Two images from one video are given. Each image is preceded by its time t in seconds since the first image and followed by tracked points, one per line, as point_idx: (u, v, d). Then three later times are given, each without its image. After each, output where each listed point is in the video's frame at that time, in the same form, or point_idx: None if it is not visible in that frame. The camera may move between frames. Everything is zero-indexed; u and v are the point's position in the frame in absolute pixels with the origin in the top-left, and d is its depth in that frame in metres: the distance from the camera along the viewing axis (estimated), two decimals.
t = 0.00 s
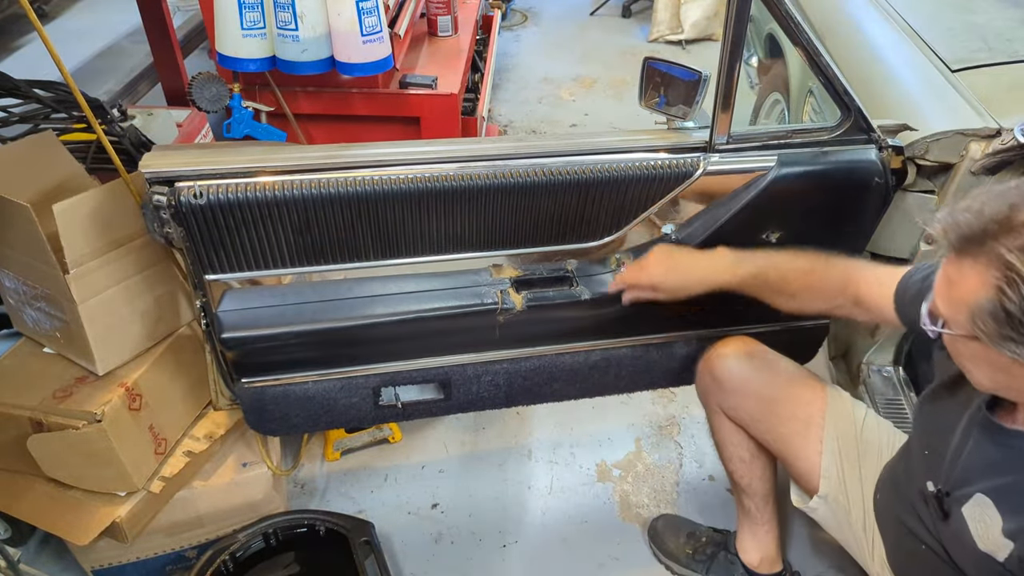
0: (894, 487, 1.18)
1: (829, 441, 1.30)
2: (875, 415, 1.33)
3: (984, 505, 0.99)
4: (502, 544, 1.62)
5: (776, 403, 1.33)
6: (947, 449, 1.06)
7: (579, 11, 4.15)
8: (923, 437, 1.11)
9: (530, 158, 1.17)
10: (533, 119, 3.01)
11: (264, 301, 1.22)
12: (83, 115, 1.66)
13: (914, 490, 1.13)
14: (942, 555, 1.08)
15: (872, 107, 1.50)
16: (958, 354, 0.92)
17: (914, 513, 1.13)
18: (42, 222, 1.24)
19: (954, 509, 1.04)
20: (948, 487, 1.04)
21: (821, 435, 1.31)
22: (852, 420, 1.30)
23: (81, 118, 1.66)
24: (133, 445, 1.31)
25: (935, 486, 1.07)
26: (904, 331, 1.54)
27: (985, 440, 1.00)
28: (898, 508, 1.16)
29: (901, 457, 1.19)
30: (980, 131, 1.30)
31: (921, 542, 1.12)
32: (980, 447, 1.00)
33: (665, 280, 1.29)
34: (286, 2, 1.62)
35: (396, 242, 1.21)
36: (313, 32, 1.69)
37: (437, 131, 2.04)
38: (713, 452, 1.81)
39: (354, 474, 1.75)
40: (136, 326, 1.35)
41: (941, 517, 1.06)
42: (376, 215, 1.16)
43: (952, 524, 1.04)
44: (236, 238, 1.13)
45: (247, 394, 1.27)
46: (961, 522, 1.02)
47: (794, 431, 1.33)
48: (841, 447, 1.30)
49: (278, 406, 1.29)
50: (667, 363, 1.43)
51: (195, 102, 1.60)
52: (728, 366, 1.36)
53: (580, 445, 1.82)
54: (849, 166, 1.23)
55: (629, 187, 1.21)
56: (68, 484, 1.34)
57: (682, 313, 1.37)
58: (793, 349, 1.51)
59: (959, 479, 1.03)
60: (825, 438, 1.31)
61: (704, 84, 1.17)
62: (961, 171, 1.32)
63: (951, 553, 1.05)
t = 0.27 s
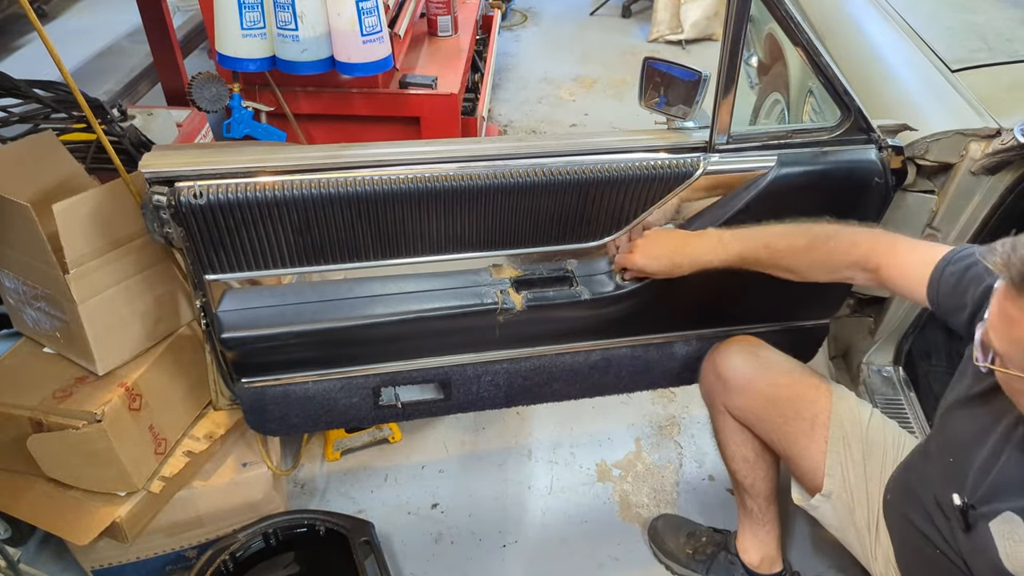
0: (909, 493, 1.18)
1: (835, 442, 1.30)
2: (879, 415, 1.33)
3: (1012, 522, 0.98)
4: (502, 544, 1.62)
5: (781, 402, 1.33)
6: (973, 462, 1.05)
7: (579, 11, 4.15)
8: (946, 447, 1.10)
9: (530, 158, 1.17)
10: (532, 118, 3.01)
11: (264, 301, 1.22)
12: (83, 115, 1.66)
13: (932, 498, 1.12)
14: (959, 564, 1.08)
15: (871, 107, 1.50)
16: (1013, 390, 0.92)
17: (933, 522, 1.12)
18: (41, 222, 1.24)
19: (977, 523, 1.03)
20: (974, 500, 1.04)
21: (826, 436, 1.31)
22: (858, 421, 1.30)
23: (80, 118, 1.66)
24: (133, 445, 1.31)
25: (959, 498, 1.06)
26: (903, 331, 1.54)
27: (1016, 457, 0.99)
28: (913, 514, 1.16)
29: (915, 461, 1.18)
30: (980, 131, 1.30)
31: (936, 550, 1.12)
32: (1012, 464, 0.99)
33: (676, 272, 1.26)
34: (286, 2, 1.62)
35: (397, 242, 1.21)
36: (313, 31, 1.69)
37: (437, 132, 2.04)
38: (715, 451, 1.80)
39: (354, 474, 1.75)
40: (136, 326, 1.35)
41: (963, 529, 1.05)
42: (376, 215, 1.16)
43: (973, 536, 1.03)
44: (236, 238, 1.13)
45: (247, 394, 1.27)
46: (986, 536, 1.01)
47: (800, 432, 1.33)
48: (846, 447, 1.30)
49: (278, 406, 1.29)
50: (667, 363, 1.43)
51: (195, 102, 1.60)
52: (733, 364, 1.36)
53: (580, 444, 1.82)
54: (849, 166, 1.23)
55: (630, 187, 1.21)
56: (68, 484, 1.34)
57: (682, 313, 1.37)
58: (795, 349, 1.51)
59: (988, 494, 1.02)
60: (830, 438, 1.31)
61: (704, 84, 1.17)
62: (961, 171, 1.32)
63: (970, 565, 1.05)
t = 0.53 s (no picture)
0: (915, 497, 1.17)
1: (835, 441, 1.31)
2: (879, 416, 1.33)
3: (1019, 530, 0.97)
4: (502, 544, 1.62)
5: (780, 402, 1.33)
6: (985, 468, 1.04)
7: (579, 11, 4.15)
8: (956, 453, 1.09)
9: (530, 158, 1.17)
10: (532, 118, 3.02)
11: (264, 301, 1.22)
12: (83, 115, 1.66)
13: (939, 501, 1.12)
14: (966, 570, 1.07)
15: (871, 106, 1.50)
16: None
17: (940, 527, 1.11)
18: (42, 222, 1.24)
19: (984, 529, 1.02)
20: (983, 507, 1.03)
21: (826, 436, 1.31)
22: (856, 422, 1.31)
23: (80, 118, 1.66)
24: (133, 444, 1.31)
25: (969, 506, 1.05)
26: (902, 330, 1.54)
27: None
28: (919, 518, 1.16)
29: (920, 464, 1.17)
30: (980, 131, 1.30)
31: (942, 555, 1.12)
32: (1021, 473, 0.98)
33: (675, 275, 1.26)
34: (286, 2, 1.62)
35: (397, 241, 1.21)
36: (313, 31, 1.70)
37: (437, 132, 2.04)
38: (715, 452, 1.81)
39: (354, 474, 1.75)
40: (136, 326, 1.35)
41: (970, 535, 1.05)
42: (376, 215, 1.16)
43: (981, 543, 1.03)
44: (236, 238, 1.14)
45: (247, 394, 1.27)
46: (992, 543, 1.01)
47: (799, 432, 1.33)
48: (845, 447, 1.30)
49: (278, 406, 1.29)
50: (667, 363, 1.43)
51: (195, 102, 1.60)
52: (733, 364, 1.36)
53: (579, 444, 1.82)
54: (849, 166, 1.24)
55: (630, 187, 1.21)
56: (68, 484, 1.34)
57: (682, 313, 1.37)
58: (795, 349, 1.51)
59: (998, 502, 1.01)
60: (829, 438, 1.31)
61: (704, 84, 1.17)
62: (961, 171, 1.32)
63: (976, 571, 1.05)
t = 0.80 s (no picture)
0: (909, 491, 1.17)
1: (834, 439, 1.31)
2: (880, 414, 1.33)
3: (1014, 525, 0.97)
4: (502, 544, 1.62)
5: (782, 399, 1.34)
6: (980, 463, 1.04)
7: (579, 11, 4.15)
8: (952, 448, 1.09)
9: (530, 158, 1.17)
10: (532, 119, 3.02)
11: (264, 301, 1.22)
12: (83, 115, 1.66)
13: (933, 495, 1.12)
14: (958, 563, 1.08)
15: (872, 106, 1.50)
16: None
17: (934, 521, 1.12)
18: (42, 222, 1.24)
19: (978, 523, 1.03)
20: (978, 501, 1.03)
21: (826, 433, 1.32)
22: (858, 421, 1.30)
23: (80, 118, 1.66)
24: (133, 445, 1.31)
25: (964, 500, 1.05)
26: (902, 330, 1.54)
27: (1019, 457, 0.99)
28: (914, 512, 1.16)
29: (917, 459, 1.17)
30: (980, 131, 1.30)
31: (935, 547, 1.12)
32: (1018, 468, 0.98)
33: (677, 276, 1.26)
34: (286, 2, 1.62)
35: (397, 241, 1.21)
36: (313, 31, 1.70)
37: (437, 132, 2.04)
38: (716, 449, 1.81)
39: (354, 473, 1.75)
40: (136, 326, 1.35)
41: (964, 529, 1.05)
42: (377, 216, 1.16)
43: (976, 537, 1.03)
44: (236, 238, 1.14)
45: (247, 394, 1.27)
46: (986, 538, 1.01)
47: (800, 431, 1.34)
48: (846, 445, 1.30)
49: (278, 406, 1.29)
50: (667, 363, 1.43)
51: (195, 102, 1.60)
52: (736, 364, 1.35)
53: (580, 444, 1.82)
54: (849, 166, 1.24)
55: (630, 187, 1.21)
56: (68, 484, 1.34)
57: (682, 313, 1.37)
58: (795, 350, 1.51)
59: (993, 496, 1.01)
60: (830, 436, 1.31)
61: (703, 84, 1.17)
62: (961, 171, 1.32)
63: (969, 564, 1.05)
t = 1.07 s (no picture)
0: (908, 487, 1.17)
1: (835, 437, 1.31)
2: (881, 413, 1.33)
3: (1009, 518, 0.97)
4: (502, 544, 1.62)
5: (785, 394, 1.34)
6: (976, 457, 1.04)
7: (579, 11, 4.15)
8: (951, 443, 1.09)
9: (530, 158, 1.17)
10: (532, 119, 3.02)
11: (264, 301, 1.22)
12: (83, 115, 1.66)
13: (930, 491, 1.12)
14: (954, 556, 1.08)
15: (872, 106, 1.50)
16: (1020, 396, 0.94)
17: (931, 516, 1.11)
18: (42, 222, 1.24)
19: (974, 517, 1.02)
20: (974, 495, 1.03)
21: (828, 428, 1.31)
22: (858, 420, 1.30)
23: (80, 119, 1.66)
24: (133, 445, 1.31)
25: (960, 493, 1.05)
26: (902, 330, 1.54)
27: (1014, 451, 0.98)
28: (912, 508, 1.16)
29: (916, 454, 1.17)
30: (980, 131, 1.30)
31: (932, 542, 1.12)
32: (1013, 461, 0.98)
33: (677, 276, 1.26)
34: (286, 2, 1.62)
35: (397, 241, 1.21)
36: (313, 32, 1.70)
37: (438, 132, 2.04)
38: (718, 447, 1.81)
39: (354, 473, 1.75)
40: (136, 326, 1.35)
41: (960, 522, 1.05)
42: (376, 216, 1.16)
43: (972, 531, 1.03)
44: (237, 238, 1.14)
45: (247, 394, 1.27)
46: (982, 531, 1.01)
47: (801, 427, 1.33)
48: (847, 442, 1.30)
49: (278, 406, 1.29)
50: (668, 363, 1.43)
51: (195, 102, 1.60)
52: (739, 358, 1.36)
53: (580, 444, 1.82)
54: (849, 166, 1.24)
55: (631, 187, 1.21)
56: (68, 484, 1.34)
57: (683, 313, 1.37)
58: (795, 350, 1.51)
59: (988, 490, 1.01)
60: (832, 431, 1.31)
61: (703, 84, 1.17)
62: (961, 171, 1.32)
63: (964, 557, 1.05)
